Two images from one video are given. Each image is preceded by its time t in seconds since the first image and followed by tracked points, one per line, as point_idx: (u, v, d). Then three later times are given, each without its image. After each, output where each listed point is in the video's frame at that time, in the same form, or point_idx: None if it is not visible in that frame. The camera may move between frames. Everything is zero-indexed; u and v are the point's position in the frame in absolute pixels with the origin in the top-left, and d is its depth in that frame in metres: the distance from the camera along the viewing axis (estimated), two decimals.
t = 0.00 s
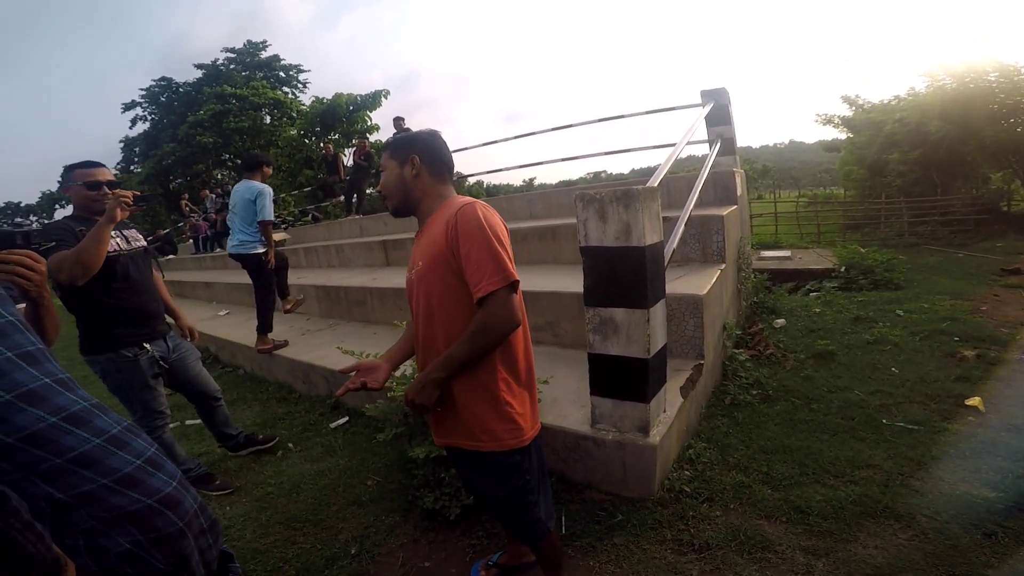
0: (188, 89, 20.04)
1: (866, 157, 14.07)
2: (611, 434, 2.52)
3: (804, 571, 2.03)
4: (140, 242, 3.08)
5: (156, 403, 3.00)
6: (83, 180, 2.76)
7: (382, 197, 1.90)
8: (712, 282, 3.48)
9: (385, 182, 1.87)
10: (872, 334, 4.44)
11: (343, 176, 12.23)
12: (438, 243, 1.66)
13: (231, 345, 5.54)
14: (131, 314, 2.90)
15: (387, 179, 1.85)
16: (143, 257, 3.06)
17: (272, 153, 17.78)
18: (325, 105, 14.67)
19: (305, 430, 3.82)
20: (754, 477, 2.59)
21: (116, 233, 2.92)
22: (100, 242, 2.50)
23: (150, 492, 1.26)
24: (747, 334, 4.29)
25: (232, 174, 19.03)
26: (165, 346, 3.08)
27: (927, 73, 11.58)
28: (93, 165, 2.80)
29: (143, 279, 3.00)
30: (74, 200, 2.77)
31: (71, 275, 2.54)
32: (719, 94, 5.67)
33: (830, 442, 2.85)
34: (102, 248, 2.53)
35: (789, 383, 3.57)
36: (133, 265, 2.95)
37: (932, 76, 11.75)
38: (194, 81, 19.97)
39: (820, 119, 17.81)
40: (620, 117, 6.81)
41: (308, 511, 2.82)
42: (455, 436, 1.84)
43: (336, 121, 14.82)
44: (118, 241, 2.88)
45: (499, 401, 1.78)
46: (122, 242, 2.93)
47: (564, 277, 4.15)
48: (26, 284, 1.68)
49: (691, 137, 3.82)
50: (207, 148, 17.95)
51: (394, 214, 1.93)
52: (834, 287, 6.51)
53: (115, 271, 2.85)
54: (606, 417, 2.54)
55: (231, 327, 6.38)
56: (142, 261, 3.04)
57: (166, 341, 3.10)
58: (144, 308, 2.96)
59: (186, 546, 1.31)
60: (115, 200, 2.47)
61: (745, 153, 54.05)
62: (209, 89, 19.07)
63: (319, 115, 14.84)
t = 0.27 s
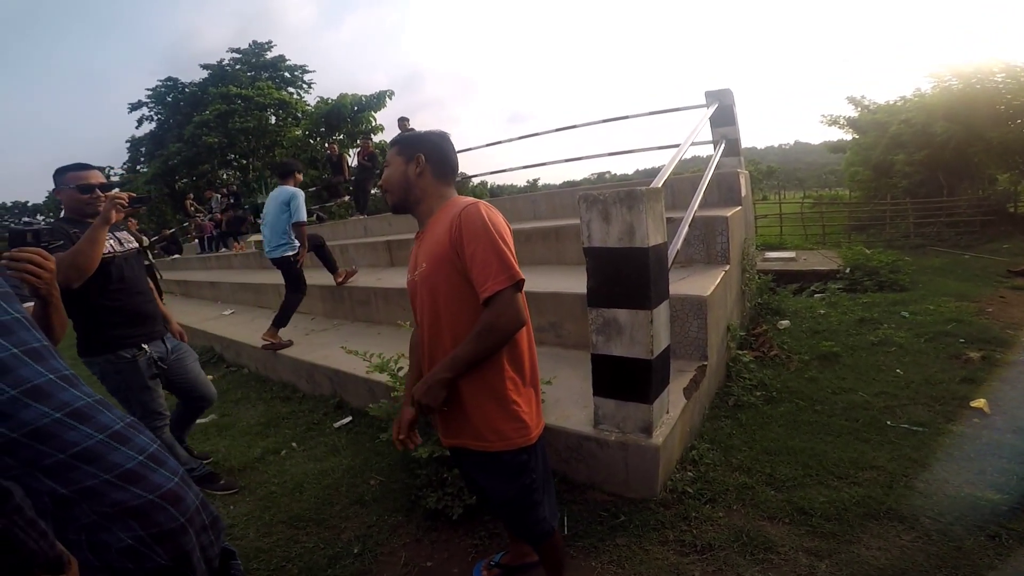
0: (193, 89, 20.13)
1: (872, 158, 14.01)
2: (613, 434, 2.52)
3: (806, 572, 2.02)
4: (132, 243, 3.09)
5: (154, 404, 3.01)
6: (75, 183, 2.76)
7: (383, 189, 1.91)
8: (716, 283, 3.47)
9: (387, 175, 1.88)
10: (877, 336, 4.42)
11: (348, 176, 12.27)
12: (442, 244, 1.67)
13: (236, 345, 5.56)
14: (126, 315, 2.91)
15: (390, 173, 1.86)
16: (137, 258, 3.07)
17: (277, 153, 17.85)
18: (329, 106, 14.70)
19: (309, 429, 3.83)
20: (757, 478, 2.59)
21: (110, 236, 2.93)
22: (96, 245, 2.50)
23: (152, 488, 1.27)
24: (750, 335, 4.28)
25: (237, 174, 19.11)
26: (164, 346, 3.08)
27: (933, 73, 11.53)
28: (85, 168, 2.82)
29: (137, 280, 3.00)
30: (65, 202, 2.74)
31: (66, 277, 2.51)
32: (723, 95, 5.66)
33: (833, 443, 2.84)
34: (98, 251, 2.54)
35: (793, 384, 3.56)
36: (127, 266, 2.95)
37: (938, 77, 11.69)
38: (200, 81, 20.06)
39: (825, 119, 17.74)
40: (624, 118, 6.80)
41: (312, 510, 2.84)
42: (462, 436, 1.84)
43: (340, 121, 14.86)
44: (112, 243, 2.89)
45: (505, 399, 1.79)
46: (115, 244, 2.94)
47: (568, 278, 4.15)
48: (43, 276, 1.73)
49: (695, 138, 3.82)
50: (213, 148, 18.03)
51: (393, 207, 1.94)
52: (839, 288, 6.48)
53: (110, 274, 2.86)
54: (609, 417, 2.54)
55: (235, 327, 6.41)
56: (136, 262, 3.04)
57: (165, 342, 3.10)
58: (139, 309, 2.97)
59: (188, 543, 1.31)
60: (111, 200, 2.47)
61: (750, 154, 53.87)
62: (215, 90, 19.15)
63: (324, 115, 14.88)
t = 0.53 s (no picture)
0: (197, 90, 20.20)
1: (875, 158, 13.98)
2: (617, 435, 2.52)
3: (810, 573, 2.02)
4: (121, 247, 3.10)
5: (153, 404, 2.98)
6: (63, 187, 2.68)
7: (391, 178, 1.89)
8: (720, 284, 3.46)
9: (400, 164, 1.86)
10: (881, 336, 4.41)
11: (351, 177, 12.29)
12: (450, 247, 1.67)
13: (240, 346, 5.58)
14: (120, 318, 2.92)
15: (405, 163, 1.85)
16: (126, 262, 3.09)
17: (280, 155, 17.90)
18: (332, 107, 14.73)
19: (312, 431, 3.84)
20: (761, 478, 2.59)
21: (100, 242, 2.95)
22: (85, 249, 2.50)
23: (159, 487, 1.27)
24: (754, 336, 4.27)
25: (240, 176, 19.20)
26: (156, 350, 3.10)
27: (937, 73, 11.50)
28: (71, 172, 2.72)
29: (128, 285, 3.02)
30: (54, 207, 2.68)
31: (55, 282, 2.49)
32: (726, 95, 5.65)
33: (838, 443, 2.83)
34: (87, 255, 2.54)
35: (797, 385, 3.55)
36: (119, 271, 2.98)
37: (941, 77, 11.66)
38: (204, 83, 20.13)
39: (828, 119, 17.70)
40: (627, 118, 6.80)
41: (315, 511, 2.84)
42: (474, 437, 1.84)
43: (343, 123, 14.90)
44: (102, 248, 2.93)
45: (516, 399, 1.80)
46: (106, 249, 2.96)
47: (571, 279, 4.15)
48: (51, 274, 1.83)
49: (698, 138, 3.82)
50: (216, 149, 18.10)
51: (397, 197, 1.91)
52: (843, 288, 6.47)
53: (102, 278, 2.89)
54: (612, 418, 2.54)
55: (239, 328, 6.43)
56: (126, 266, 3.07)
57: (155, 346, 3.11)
58: (132, 311, 2.98)
59: (194, 542, 1.32)
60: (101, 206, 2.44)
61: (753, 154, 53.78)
62: (219, 92, 19.21)
63: (327, 117, 14.91)
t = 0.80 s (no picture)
0: (199, 92, 20.25)
1: (877, 158, 13.95)
2: (619, 435, 2.52)
3: (814, 573, 2.02)
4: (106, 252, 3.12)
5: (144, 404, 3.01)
6: (53, 190, 2.68)
7: (403, 175, 1.83)
8: (722, 284, 3.46)
9: (415, 160, 1.82)
10: (884, 336, 4.40)
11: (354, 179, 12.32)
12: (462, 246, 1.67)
13: (243, 347, 5.59)
14: (101, 322, 2.93)
15: (420, 160, 1.81)
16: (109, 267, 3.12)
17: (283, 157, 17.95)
18: (334, 109, 14.75)
19: (315, 431, 3.85)
20: (764, 478, 2.58)
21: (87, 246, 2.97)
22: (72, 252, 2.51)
23: (172, 490, 1.28)
24: (757, 336, 4.27)
25: (242, 177, 19.24)
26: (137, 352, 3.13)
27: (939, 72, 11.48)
28: (63, 176, 2.73)
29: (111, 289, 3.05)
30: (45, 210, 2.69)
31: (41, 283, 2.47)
32: (728, 95, 5.65)
33: (840, 443, 2.83)
34: (75, 258, 2.55)
35: (799, 385, 3.54)
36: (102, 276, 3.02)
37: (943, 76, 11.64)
38: (206, 85, 20.17)
39: (830, 119, 17.68)
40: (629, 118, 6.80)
41: (318, 512, 2.85)
42: (480, 436, 1.84)
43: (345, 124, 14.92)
44: (87, 253, 2.95)
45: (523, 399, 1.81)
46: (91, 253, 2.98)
47: (573, 279, 4.15)
48: (55, 276, 2.03)
49: (700, 138, 3.81)
50: (219, 151, 18.14)
51: (407, 195, 1.86)
52: (845, 288, 6.46)
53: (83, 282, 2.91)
54: (615, 418, 2.54)
55: (242, 329, 6.45)
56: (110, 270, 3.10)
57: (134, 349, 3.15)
58: (113, 317, 3.00)
59: (206, 544, 1.33)
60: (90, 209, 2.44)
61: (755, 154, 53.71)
62: (221, 93, 19.26)
63: (329, 118, 14.93)
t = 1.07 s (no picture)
0: (199, 93, 20.26)
1: (877, 157, 13.96)
2: (621, 435, 2.52)
3: (816, 571, 2.02)
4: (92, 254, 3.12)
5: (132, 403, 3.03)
6: (39, 191, 2.69)
7: (414, 176, 1.79)
8: (723, 284, 3.46)
9: (427, 161, 1.78)
10: (885, 334, 4.40)
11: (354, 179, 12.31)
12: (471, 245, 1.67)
13: (244, 348, 5.60)
14: (80, 324, 2.93)
15: (432, 161, 1.79)
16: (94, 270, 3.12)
17: (283, 158, 17.96)
18: (334, 109, 14.75)
19: (317, 432, 3.86)
20: (765, 477, 2.59)
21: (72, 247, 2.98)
22: (59, 253, 2.51)
23: (177, 487, 1.28)
24: (758, 335, 4.26)
25: (243, 179, 19.26)
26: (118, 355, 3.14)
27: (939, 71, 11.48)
28: (50, 177, 2.74)
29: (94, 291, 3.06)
30: (30, 211, 2.70)
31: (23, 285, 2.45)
32: (728, 95, 5.65)
33: (842, 442, 2.83)
34: (59, 262, 2.55)
35: (800, 384, 3.54)
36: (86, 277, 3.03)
37: (943, 75, 11.65)
38: (206, 86, 20.18)
39: (830, 119, 17.68)
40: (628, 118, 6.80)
41: (320, 513, 2.85)
42: (480, 434, 1.84)
43: (345, 125, 14.92)
44: (72, 253, 2.96)
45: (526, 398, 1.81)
46: (76, 255, 2.98)
47: (573, 279, 4.16)
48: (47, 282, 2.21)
49: (700, 138, 3.81)
50: (219, 152, 18.16)
51: (417, 195, 1.83)
52: (846, 287, 6.46)
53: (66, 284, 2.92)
54: (616, 418, 2.54)
55: (243, 330, 6.46)
56: (94, 273, 3.10)
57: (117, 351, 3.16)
58: (93, 318, 3.00)
59: (211, 541, 1.33)
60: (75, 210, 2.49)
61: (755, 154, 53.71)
62: (221, 94, 19.28)
63: (329, 119, 14.94)
